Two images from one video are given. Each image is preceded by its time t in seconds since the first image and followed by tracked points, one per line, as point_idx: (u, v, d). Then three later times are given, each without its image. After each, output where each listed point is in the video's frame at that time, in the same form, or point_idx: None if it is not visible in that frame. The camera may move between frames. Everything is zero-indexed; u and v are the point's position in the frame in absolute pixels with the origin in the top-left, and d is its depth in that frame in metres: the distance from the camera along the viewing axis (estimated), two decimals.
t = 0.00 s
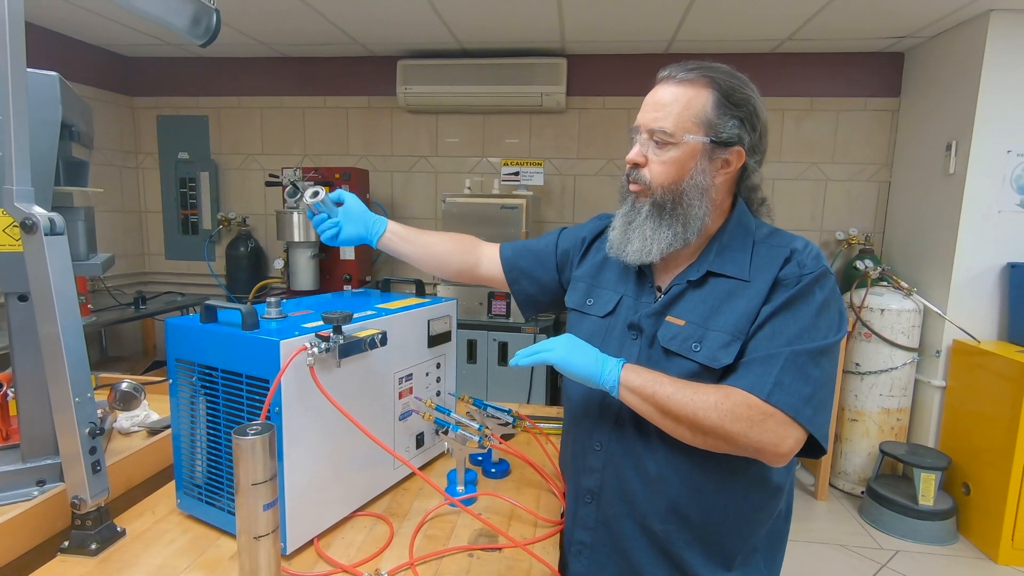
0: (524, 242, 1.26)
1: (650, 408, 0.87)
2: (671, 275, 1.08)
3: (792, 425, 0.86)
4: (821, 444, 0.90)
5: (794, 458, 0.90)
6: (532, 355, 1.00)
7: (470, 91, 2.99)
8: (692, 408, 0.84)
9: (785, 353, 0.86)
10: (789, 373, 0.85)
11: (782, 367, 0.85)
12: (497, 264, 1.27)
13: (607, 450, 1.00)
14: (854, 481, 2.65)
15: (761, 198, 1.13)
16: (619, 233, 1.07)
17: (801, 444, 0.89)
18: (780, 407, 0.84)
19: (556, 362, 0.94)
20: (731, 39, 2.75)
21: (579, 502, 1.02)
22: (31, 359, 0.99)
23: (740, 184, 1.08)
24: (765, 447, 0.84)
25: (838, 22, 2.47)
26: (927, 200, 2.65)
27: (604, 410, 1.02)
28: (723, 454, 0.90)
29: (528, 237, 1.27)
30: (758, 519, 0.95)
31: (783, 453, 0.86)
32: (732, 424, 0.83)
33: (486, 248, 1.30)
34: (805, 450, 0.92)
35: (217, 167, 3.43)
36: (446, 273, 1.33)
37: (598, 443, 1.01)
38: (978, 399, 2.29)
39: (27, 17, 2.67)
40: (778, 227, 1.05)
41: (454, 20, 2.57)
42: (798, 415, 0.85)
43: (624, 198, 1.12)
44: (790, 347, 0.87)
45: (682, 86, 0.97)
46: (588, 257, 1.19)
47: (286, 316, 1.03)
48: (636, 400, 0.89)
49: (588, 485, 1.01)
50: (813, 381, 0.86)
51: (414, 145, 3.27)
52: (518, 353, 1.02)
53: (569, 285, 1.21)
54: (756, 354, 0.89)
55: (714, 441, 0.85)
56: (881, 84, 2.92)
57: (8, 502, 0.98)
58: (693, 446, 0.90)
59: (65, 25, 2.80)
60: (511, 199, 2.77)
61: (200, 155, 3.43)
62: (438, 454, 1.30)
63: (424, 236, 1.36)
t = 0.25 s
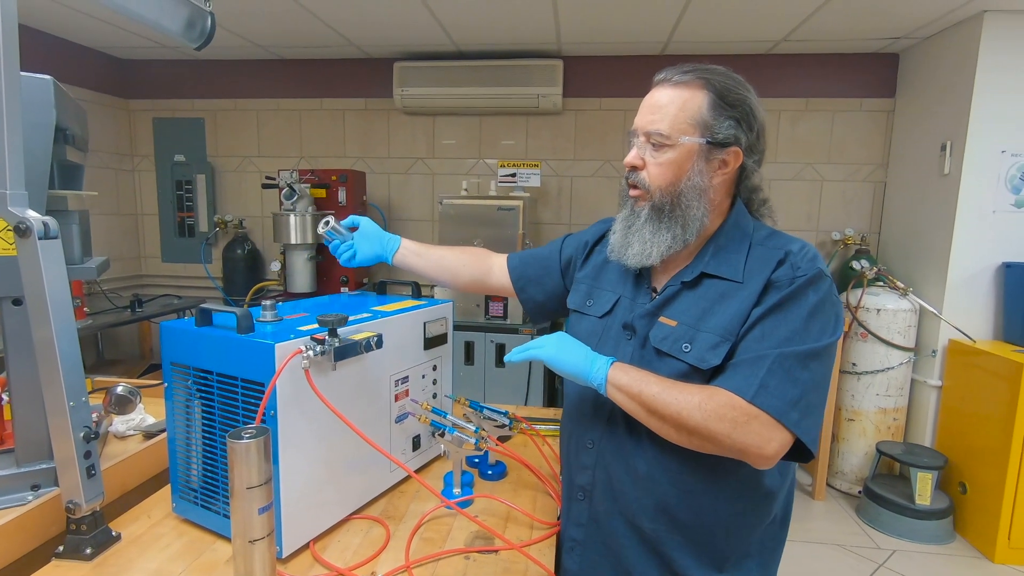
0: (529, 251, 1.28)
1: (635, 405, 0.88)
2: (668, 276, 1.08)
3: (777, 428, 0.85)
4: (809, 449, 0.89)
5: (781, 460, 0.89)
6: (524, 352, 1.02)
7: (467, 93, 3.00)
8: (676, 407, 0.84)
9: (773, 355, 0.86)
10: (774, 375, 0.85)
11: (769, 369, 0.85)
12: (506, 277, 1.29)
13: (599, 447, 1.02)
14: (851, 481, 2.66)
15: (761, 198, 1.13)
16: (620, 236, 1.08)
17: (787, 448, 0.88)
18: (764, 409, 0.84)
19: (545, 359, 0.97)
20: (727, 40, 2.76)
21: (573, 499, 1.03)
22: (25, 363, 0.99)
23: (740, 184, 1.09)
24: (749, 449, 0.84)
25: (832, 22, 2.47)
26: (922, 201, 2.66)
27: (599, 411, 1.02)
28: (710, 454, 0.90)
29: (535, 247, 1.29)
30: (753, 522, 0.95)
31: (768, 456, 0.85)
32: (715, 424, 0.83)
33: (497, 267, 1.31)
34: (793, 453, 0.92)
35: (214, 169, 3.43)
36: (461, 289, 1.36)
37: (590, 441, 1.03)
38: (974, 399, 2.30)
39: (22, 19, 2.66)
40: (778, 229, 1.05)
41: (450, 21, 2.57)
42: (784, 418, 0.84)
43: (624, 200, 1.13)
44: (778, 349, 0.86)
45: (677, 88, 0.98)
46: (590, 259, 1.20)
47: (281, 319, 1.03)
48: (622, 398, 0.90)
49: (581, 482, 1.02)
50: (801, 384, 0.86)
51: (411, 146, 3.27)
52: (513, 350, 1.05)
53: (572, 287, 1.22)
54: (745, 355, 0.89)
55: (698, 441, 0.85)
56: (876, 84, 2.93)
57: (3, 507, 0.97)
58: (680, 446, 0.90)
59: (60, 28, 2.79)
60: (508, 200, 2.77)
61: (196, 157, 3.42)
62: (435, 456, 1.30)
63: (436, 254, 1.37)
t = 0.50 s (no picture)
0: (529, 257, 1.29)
1: (628, 404, 0.88)
2: (663, 276, 1.08)
3: (768, 425, 0.85)
4: (801, 447, 0.89)
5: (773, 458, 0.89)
6: (520, 351, 1.02)
7: (463, 93, 2.99)
8: (668, 405, 0.84)
9: (764, 353, 0.85)
10: (766, 373, 0.85)
11: (760, 367, 0.85)
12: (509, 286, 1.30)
13: (594, 447, 1.02)
14: (848, 480, 2.67)
15: (754, 197, 1.13)
16: (614, 236, 1.08)
17: (779, 446, 0.87)
18: (755, 407, 0.84)
19: (539, 358, 0.97)
20: (723, 41, 2.76)
21: (569, 498, 1.03)
22: (18, 366, 0.98)
23: (732, 184, 1.09)
24: (740, 447, 0.83)
25: (828, 22, 2.48)
26: (918, 200, 2.66)
27: (595, 411, 1.02)
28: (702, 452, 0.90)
29: (536, 253, 1.29)
30: (749, 521, 0.95)
31: (759, 454, 0.84)
32: (706, 421, 0.83)
33: (501, 273, 1.32)
34: (786, 451, 0.91)
35: (210, 171, 3.42)
36: (462, 294, 1.36)
37: (586, 440, 1.03)
38: (970, 398, 2.30)
39: (17, 20, 2.65)
40: (773, 229, 1.04)
41: (446, 22, 2.57)
42: (775, 416, 0.84)
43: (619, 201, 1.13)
44: (769, 347, 0.86)
45: (668, 88, 0.98)
46: (589, 261, 1.20)
47: (276, 320, 1.03)
48: (615, 396, 0.90)
49: (577, 481, 1.02)
50: (793, 382, 0.85)
51: (407, 147, 3.27)
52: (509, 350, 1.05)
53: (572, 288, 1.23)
54: (737, 354, 0.89)
55: (689, 438, 0.85)
56: (872, 84, 2.94)
57: None
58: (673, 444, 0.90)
59: (55, 29, 2.79)
60: (504, 201, 2.77)
61: (192, 159, 3.42)
62: (431, 458, 1.30)
63: (445, 258, 1.39)
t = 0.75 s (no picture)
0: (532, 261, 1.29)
1: (634, 404, 0.89)
2: (666, 277, 1.09)
3: (773, 422, 0.85)
4: (806, 445, 0.89)
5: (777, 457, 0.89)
6: (525, 354, 1.03)
7: (464, 94, 3.00)
8: (673, 405, 0.85)
9: (768, 352, 0.86)
10: (770, 371, 0.85)
11: (764, 366, 0.85)
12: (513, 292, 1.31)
13: (599, 447, 1.02)
14: (848, 481, 2.67)
15: (755, 199, 1.14)
16: (618, 240, 1.08)
17: (784, 444, 0.88)
18: (760, 405, 0.84)
19: (544, 359, 0.98)
20: (723, 42, 2.77)
21: (573, 498, 1.03)
22: (23, 366, 0.99)
23: (733, 186, 1.09)
24: (745, 445, 0.84)
25: (828, 24, 2.49)
26: (918, 201, 2.67)
27: (601, 412, 1.03)
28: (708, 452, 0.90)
29: (539, 257, 1.30)
30: (753, 521, 0.95)
31: (764, 451, 0.85)
32: (711, 420, 0.83)
33: (505, 278, 1.32)
34: (790, 449, 0.92)
35: (211, 172, 3.42)
36: (464, 298, 1.36)
37: (591, 440, 1.03)
38: (971, 399, 2.30)
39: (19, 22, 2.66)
40: (774, 229, 1.05)
41: (448, 24, 2.58)
42: (780, 413, 0.85)
43: (622, 205, 1.14)
44: (773, 347, 0.86)
45: (668, 93, 0.99)
46: (593, 262, 1.21)
47: (281, 322, 1.03)
48: (620, 397, 0.90)
49: (581, 481, 1.03)
50: (796, 379, 0.86)
51: (408, 149, 3.28)
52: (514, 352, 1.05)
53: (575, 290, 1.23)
54: (741, 353, 0.89)
55: (695, 438, 0.85)
56: (872, 86, 2.95)
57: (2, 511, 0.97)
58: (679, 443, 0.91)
59: (56, 30, 2.79)
60: (506, 202, 2.77)
61: (193, 160, 3.42)
62: (434, 458, 1.30)
63: (449, 263, 1.39)
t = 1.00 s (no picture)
0: (527, 255, 1.29)
1: (634, 393, 0.89)
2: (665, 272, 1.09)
3: (774, 410, 0.85)
4: (805, 431, 0.89)
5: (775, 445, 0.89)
6: (524, 344, 1.03)
7: (464, 95, 3.00)
8: (674, 392, 0.85)
9: (768, 340, 0.86)
10: (769, 359, 0.85)
11: (763, 354, 0.85)
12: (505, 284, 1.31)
13: (602, 443, 1.02)
14: (849, 482, 2.67)
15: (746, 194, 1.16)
16: (627, 242, 1.06)
17: (784, 432, 0.88)
18: (761, 392, 0.84)
19: (545, 348, 0.98)
20: (723, 43, 2.77)
21: (576, 495, 1.03)
22: (25, 365, 0.99)
23: (728, 182, 1.11)
24: (746, 432, 0.84)
25: (828, 25, 2.49)
26: (919, 201, 2.67)
27: (603, 410, 1.03)
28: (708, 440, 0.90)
29: (535, 252, 1.29)
30: (755, 520, 0.95)
31: (765, 438, 0.85)
32: (712, 407, 0.83)
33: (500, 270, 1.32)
34: (790, 438, 0.92)
35: (212, 172, 3.43)
36: (462, 293, 1.36)
37: (593, 437, 1.03)
38: (972, 399, 2.30)
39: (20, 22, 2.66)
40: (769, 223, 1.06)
41: (448, 24, 2.58)
42: (780, 401, 0.85)
43: (624, 207, 1.12)
44: (772, 334, 0.87)
45: (671, 91, 0.98)
46: (592, 259, 1.21)
47: (282, 321, 1.03)
48: (620, 384, 0.90)
49: (584, 477, 1.02)
50: (795, 367, 0.86)
51: (409, 149, 3.28)
52: (514, 344, 1.05)
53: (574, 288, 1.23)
54: (740, 342, 0.89)
55: (696, 425, 0.85)
56: (872, 86, 2.95)
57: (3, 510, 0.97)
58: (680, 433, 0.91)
59: (57, 31, 2.79)
60: (506, 202, 2.77)
61: (194, 160, 3.42)
62: (435, 458, 1.30)
63: (450, 253, 1.38)
